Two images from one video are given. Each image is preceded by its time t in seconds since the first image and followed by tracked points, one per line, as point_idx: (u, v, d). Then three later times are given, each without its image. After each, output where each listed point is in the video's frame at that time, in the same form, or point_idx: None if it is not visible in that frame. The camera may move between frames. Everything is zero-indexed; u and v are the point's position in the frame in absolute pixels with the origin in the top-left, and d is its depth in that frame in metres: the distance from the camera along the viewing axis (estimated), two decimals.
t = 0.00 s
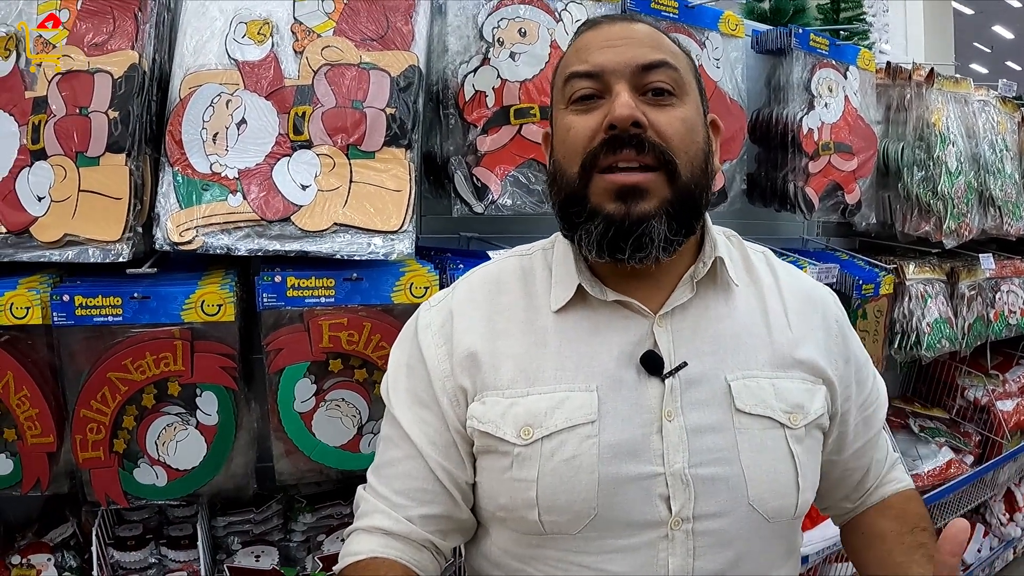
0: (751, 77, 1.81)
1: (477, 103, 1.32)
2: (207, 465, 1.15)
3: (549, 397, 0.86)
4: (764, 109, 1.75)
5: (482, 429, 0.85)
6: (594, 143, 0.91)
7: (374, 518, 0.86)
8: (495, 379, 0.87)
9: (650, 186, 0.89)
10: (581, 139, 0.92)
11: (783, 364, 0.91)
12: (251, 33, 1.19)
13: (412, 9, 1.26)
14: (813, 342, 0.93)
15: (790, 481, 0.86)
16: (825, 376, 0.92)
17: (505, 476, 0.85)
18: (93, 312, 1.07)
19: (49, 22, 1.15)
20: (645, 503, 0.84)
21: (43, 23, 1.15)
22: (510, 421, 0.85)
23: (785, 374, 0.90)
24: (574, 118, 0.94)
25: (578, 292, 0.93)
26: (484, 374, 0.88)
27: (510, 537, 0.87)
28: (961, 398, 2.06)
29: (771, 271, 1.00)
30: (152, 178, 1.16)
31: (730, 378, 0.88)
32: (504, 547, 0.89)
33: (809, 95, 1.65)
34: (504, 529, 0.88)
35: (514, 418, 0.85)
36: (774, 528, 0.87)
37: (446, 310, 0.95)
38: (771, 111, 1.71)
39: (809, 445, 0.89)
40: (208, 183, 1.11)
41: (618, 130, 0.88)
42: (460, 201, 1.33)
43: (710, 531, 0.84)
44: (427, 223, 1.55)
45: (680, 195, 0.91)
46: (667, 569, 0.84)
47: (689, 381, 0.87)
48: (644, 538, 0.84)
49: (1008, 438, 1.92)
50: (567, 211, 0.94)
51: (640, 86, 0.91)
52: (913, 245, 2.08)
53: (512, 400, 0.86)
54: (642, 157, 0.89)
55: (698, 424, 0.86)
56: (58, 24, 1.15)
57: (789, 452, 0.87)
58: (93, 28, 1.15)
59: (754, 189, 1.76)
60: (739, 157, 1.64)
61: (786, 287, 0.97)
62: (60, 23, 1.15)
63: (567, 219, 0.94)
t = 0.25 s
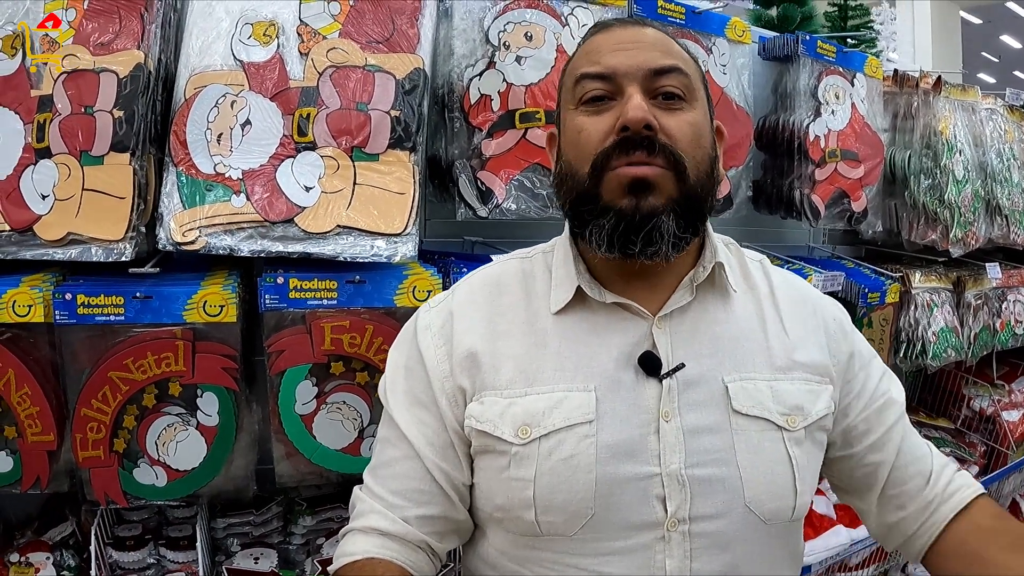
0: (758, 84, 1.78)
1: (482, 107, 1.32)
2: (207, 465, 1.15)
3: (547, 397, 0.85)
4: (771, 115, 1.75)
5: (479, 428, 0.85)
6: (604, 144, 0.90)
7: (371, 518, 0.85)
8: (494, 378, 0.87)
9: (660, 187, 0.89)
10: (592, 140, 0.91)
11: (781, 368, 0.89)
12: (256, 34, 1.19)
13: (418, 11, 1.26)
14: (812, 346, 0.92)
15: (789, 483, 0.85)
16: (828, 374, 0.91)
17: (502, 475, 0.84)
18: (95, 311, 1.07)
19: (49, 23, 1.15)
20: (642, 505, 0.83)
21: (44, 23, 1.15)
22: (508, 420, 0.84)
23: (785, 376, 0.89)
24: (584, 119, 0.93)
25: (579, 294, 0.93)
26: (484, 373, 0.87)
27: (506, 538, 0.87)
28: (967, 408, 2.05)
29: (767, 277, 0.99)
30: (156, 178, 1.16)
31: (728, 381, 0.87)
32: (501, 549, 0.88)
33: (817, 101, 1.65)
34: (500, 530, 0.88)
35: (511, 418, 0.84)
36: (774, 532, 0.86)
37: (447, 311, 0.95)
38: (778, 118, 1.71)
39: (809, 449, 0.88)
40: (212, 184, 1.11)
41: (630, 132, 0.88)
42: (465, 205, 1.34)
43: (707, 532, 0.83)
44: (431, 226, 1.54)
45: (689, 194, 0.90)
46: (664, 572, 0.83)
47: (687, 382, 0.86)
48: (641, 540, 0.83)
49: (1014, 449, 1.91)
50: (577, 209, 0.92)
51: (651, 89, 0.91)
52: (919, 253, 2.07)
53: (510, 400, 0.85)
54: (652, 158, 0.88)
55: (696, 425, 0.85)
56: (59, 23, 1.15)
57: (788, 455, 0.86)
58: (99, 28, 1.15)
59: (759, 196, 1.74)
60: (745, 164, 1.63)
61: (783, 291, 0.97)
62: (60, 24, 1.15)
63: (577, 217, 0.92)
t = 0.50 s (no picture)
0: (755, 88, 1.79)
1: (479, 111, 1.32)
2: (204, 469, 1.15)
3: (541, 396, 0.85)
4: (769, 118, 1.75)
5: (474, 425, 0.85)
6: (602, 143, 0.90)
7: (369, 517, 0.85)
8: (488, 378, 0.87)
9: (656, 185, 0.89)
10: (590, 139, 0.91)
11: (776, 370, 0.89)
12: (254, 38, 1.20)
13: (414, 16, 1.27)
14: (807, 347, 0.92)
15: (782, 483, 0.85)
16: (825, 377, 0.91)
17: (496, 475, 0.84)
18: (93, 315, 1.07)
19: (49, 23, 1.16)
20: (634, 505, 0.83)
21: (44, 24, 1.16)
22: (501, 419, 0.84)
23: (781, 378, 0.89)
24: (582, 118, 0.93)
25: (574, 295, 0.93)
26: (479, 373, 0.88)
27: (500, 538, 0.87)
28: (967, 412, 2.04)
29: (765, 281, 0.98)
30: (154, 183, 1.16)
31: (722, 383, 0.87)
32: (495, 549, 0.88)
33: (814, 104, 1.65)
34: (494, 529, 0.88)
35: (506, 417, 0.84)
36: (768, 533, 0.86)
37: (446, 310, 0.95)
38: (776, 120, 1.71)
39: (803, 451, 0.87)
40: (209, 188, 1.12)
41: (627, 131, 0.88)
42: (462, 209, 1.34)
43: (699, 534, 0.83)
44: (430, 231, 1.55)
45: (685, 192, 0.90)
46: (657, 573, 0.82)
47: (681, 383, 0.86)
48: (634, 540, 0.83)
49: (1013, 452, 1.94)
50: (573, 207, 0.92)
51: (647, 89, 0.92)
52: (918, 256, 2.06)
53: (505, 399, 0.85)
54: (648, 156, 0.89)
55: (689, 426, 0.85)
56: (58, 24, 1.17)
57: (782, 458, 0.85)
58: (98, 33, 1.16)
59: (757, 200, 1.74)
60: (743, 167, 1.63)
61: (779, 292, 0.97)
62: (60, 24, 1.17)
63: (574, 214, 0.92)
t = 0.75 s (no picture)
0: (764, 85, 1.78)
1: (484, 104, 1.31)
2: (203, 462, 1.14)
3: (541, 396, 0.84)
4: (777, 116, 1.73)
5: (473, 425, 0.84)
6: (602, 142, 0.89)
7: (370, 516, 0.85)
8: (488, 376, 0.86)
9: (656, 186, 0.88)
10: (590, 138, 0.90)
11: (778, 372, 0.88)
12: (257, 29, 1.19)
13: (420, 8, 1.25)
14: (811, 350, 0.91)
15: (783, 487, 0.84)
16: (829, 380, 0.90)
17: (494, 474, 0.83)
18: (93, 306, 1.06)
19: (49, 23, 1.14)
20: (633, 507, 0.82)
21: (44, 24, 1.14)
22: (501, 418, 0.84)
23: (784, 381, 0.88)
24: (582, 117, 0.92)
25: (576, 294, 0.92)
26: (479, 371, 0.87)
27: (498, 537, 0.86)
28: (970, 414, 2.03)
29: (769, 280, 0.97)
30: (156, 174, 1.15)
31: (724, 383, 0.86)
32: (493, 549, 0.87)
33: (823, 103, 1.63)
34: (492, 529, 0.87)
35: (505, 416, 0.84)
36: (768, 537, 0.85)
37: (447, 308, 0.94)
38: (784, 118, 1.69)
39: (805, 454, 0.86)
40: (211, 180, 1.11)
41: (626, 130, 0.87)
42: (466, 204, 1.33)
43: (698, 537, 0.82)
44: (433, 225, 1.53)
45: (690, 193, 0.89)
46: None
47: (683, 385, 0.85)
48: (632, 543, 0.82)
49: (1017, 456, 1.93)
50: (572, 208, 0.92)
51: (649, 87, 0.90)
52: (924, 257, 2.05)
53: (504, 398, 0.85)
54: (649, 157, 0.87)
55: (690, 428, 0.84)
56: (58, 24, 1.14)
57: (783, 461, 0.85)
58: (100, 23, 1.15)
59: (764, 198, 1.73)
60: (750, 165, 1.61)
61: (785, 293, 0.95)
62: (59, 24, 1.14)
63: (573, 216, 0.92)
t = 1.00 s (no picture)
0: (768, 82, 1.78)
1: (487, 100, 1.30)
2: (203, 458, 1.14)
3: (536, 396, 0.84)
4: (780, 113, 1.73)
5: (469, 425, 0.84)
6: (588, 139, 0.89)
7: (369, 516, 0.84)
8: (484, 376, 0.86)
9: (642, 180, 0.87)
10: (576, 136, 0.90)
11: (778, 370, 0.88)
12: (259, 23, 1.18)
13: (422, 2, 1.24)
14: (811, 349, 0.90)
15: (781, 488, 0.83)
16: (825, 382, 0.89)
17: (490, 475, 0.83)
18: (93, 301, 1.06)
19: (49, 23, 1.13)
20: (629, 508, 0.81)
21: (44, 23, 1.13)
22: (496, 418, 0.83)
23: (782, 380, 0.87)
24: (569, 116, 0.92)
25: (575, 292, 0.91)
26: (476, 371, 0.86)
27: (495, 537, 0.86)
28: (972, 414, 2.03)
29: (771, 278, 0.96)
30: (156, 168, 1.15)
31: (721, 382, 0.85)
32: (490, 548, 0.87)
33: (826, 100, 1.62)
34: (489, 529, 0.86)
35: (500, 416, 0.83)
36: (766, 538, 0.84)
37: (444, 308, 0.93)
38: (787, 116, 1.68)
39: (803, 455, 0.86)
40: (212, 174, 1.10)
41: (612, 125, 0.86)
42: (468, 200, 1.32)
43: (694, 538, 0.82)
44: (435, 220, 1.53)
45: (674, 183, 0.88)
46: None
47: (680, 384, 0.85)
48: (628, 543, 0.81)
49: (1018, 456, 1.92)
50: (563, 205, 0.91)
51: (633, 82, 0.90)
52: (927, 256, 2.04)
53: (499, 398, 0.84)
54: (633, 150, 0.87)
55: (687, 428, 0.83)
56: (59, 24, 1.13)
57: (781, 461, 0.84)
58: (101, 16, 1.14)
59: (767, 195, 1.73)
60: (753, 162, 1.60)
61: (786, 292, 0.94)
62: (60, 23, 1.13)
63: (564, 212, 0.91)
